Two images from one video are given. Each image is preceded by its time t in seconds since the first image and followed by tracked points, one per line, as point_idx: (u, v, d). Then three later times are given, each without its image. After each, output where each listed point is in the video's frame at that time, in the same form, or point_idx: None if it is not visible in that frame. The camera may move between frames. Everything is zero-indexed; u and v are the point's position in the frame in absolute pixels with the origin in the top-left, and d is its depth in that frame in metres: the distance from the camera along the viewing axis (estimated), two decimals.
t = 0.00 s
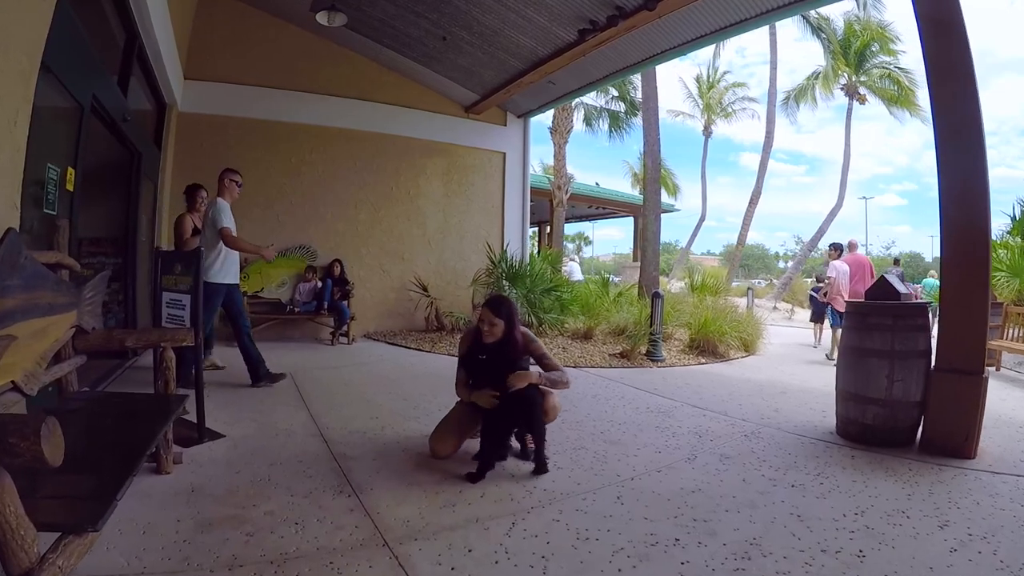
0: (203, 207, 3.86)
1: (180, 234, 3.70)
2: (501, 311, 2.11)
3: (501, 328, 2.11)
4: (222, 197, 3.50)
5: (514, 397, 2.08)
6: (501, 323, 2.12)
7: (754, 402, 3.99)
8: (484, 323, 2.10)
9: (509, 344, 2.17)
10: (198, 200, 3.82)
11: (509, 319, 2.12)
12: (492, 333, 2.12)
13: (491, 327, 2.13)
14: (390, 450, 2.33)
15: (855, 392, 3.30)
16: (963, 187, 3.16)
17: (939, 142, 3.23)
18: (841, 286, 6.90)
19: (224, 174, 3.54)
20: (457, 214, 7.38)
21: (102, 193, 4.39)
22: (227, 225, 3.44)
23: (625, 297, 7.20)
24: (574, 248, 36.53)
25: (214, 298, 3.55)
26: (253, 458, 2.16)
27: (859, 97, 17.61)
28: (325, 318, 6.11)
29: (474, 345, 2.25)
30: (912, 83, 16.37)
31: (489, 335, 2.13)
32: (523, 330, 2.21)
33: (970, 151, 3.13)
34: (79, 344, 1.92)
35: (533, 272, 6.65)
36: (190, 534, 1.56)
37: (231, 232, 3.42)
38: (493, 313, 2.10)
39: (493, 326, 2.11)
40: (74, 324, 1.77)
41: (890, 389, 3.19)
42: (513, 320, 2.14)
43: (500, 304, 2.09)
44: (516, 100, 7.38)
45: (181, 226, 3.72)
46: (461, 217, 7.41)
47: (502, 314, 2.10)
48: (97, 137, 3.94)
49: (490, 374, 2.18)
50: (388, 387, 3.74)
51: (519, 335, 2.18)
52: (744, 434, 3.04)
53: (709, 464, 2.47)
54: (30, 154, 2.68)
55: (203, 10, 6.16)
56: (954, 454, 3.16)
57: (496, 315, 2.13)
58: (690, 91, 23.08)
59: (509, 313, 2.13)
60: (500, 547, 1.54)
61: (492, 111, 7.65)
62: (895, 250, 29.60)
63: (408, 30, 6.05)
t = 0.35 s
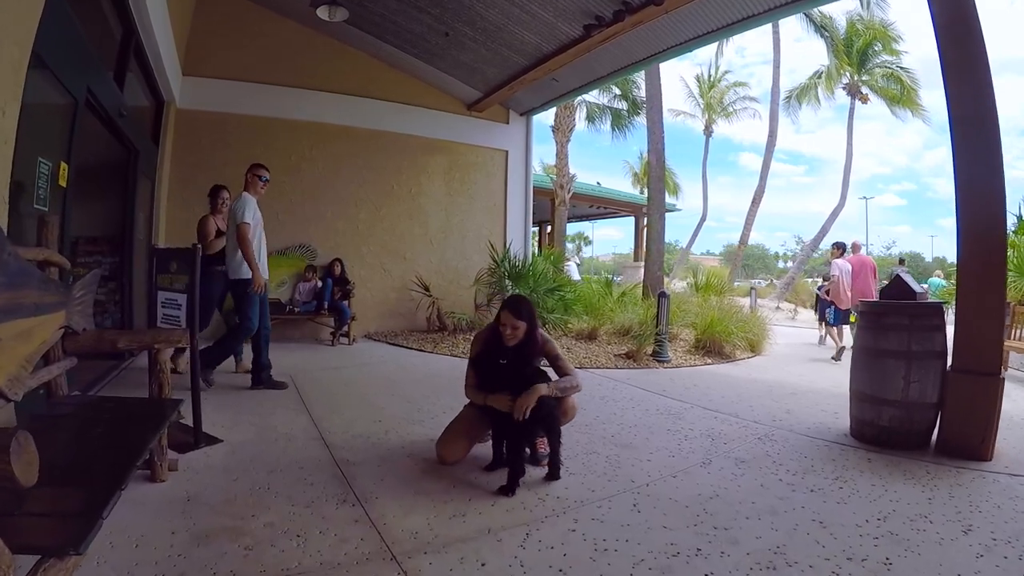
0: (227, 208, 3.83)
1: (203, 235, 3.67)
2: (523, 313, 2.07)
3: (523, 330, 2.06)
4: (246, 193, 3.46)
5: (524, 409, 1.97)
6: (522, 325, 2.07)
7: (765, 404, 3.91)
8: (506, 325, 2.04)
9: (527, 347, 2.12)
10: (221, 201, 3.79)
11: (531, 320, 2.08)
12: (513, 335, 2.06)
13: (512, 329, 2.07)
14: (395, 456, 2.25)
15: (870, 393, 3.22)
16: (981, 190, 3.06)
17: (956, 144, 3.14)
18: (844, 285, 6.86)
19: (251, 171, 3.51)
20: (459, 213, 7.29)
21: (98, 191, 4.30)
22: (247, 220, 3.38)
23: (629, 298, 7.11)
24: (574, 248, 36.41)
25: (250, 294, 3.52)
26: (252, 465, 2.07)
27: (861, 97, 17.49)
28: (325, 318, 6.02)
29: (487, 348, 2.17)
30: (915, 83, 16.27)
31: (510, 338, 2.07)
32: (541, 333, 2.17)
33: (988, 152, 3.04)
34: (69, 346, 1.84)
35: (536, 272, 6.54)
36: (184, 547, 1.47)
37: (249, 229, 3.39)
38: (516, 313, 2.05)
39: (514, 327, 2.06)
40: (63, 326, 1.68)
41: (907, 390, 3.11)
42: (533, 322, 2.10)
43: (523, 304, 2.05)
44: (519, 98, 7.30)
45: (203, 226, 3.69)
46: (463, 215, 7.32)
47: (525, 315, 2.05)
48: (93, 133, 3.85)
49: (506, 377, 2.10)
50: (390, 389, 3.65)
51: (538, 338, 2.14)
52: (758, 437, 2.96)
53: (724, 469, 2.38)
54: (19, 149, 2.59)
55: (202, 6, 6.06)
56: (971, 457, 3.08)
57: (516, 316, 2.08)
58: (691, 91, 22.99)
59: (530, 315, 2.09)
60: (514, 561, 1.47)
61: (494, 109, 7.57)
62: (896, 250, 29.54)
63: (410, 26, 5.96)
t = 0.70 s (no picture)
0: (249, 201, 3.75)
1: (223, 226, 3.59)
2: (544, 310, 1.97)
3: (541, 328, 1.96)
4: (268, 185, 3.37)
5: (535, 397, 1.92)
6: (540, 322, 1.98)
7: (775, 403, 3.83)
8: (525, 320, 1.95)
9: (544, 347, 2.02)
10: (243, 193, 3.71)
11: (551, 319, 1.98)
12: (531, 331, 1.97)
13: (530, 326, 1.98)
14: (398, 457, 2.17)
15: (884, 391, 3.12)
16: (997, 192, 2.97)
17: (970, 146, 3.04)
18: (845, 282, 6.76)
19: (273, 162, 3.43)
20: (460, 210, 7.21)
21: (94, 185, 4.21)
22: (258, 212, 3.27)
23: (632, 296, 7.02)
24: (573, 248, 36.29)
25: (285, 289, 3.40)
26: (250, 467, 1.99)
27: (863, 95, 17.31)
28: (325, 316, 5.93)
29: (502, 342, 2.08)
30: (916, 82, 16.18)
31: (528, 334, 1.98)
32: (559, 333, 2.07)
33: (1005, 150, 2.94)
34: (58, 341, 1.77)
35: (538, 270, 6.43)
36: (177, 555, 1.39)
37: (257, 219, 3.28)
38: (535, 309, 1.95)
39: (532, 324, 1.96)
40: (50, 320, 1.60)
41: (923, 387, 3.01)
42: (553, 322, 2.00)
43: (544, 300, 1.96)
44: (521, 94, 7.21)
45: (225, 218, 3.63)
46: (464, 213, 7.23)
47: (544, 312, 1.96)
48: (88, 126, 3.75)
49: (514, 375, 2.00)
50: (393, 389, 3.57)
51: (557, 339, 2.04)
52: (771, 437, 2.87)
53: (740, 469, 2.30)
54: (8, 138, 2.50)
55: None
56: (988, 455, 2.98)
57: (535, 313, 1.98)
58: (692, 89, 22.89)
59: (550, 313, 1.99)
60: (529, 568, 1.38)
61: (496, 105, 7.48)
62: (896, 251, 29.51)
63: (411, 20, 5.87)
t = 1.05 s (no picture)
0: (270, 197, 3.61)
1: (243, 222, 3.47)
2: (562, 313, 1.84)
3: (557, 332, 1.83)
4: (293, 183, 3.27)
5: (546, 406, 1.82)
6: (558, 326, 1.84)
7: (787, 402, 3.73)
8: (540, 323, 1.82)
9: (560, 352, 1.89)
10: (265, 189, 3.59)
11: (569, 323, 1.84)
12: (546, 335, 1.84)
13: (547, 329, 1.85)
14: (402, 460, 2.07)
15: (901, 390, 3.02)
16: (1017, 188, 2.85)
17: (988, 146, 2.93)
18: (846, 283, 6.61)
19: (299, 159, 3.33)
20: (461, 207, 7.11)
21: (87, 180, 4.11)
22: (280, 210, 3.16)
23: (635, 294, 6.91)
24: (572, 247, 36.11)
25: (305, 294, 3.27)
26: (246, 470, 1.89)
27: (865, 93, 17.19)
28: (324, 315, 5.82)
29: (513, 341, 1.96)
30: (919, 81, 16.09)
31: (543, 338, 1.85)
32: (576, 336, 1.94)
33: None
34: (41, 338, 1.67)
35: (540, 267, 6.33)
36: (166, 568, 1.29)
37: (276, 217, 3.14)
38: (554, 313, 1.82)
39: (548, 328, 1.83)
40: (30, 314, 1.50)
41: (941, 385, 2.91)
42: (571, 326, 1.87)
43: (561, 303, 1.82)
44: (523, 90, 7.11)
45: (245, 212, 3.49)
46: (465, 210, 7.13)
47: (561, 316, 1.83)
48: (81, 117, 3.64)
49: (522, 377, 1.89)
50: (394, 388, 3.47)
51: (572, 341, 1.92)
52: (786, 437, 2.78)
53: (758, 471, 2.21)
54: None
55: None
56: (1009, 455, 2.88)
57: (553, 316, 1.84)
58: (692, 88, 22.79)
59: (569, 318, 1.86)
60: None
61: (497, 101, 7.38)
62: (896, 251, 29.46)
63: (411, 13, 5.76)
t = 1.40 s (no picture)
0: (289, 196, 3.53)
1: (264, 224, 3.38)
2: (569, 323, 1.75)
3: (562, 342, 1.75)
4: (313, 180, 3.18)
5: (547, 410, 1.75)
6: (563, 336, 1.76)
7: (790, 403, 3.67)
8: (546, 332, 1.74)
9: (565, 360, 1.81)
10: (284, 187, 3.48)
11: (576, 334, 1.75)
12: (551, 344, 1.76)
13: (552, 338, 1.77)
14: (400, 465, 1.99)
15: (908, 390, 2.97)
16: None
17: (997, 140, 2.86)
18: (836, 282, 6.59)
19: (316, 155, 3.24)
20: (458, 205, 7.03)
21: (76, 177, 4.01)
22: (307, 212, 3.11)
23: (634, 294, 6.85)
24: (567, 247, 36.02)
25: (332, 296, 3.20)
26: (238, 477, 1.81)
27: (861, 94, 17.23)
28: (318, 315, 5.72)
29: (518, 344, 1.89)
30: (915, 81, 16.12)
31: (548, 346, 1.77)
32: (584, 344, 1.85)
33: None
34: (21, 338, 1.59)
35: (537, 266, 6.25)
36: None
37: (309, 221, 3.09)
38: (560, 323, 1.73)
39: (554, 337, 1.75)
40: (7, 311, 1.43)
41: (950, 385, 2.86)
42: (578, 336, 1.78)
43: (568, 313, 1.73)
44: (520, 87, 7.04)
45: (266, 214, 3.39)
46: (461, 208, 7.05)
47: (567, 327, 1.74)
48: (71, 111, 3.54)
49: (524, 385, 1.80)
50: (390, 390, 3.39)
51: (580, 351, 1.83)
52: (792, 439, 2.72)
53: (768, 474, 2.14)
54: None
55: None
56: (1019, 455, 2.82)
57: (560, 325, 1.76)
58: (688, 87, 22.77)
59: (576, 329, 1.77)
60: None
61: (494, 98, 7.30)
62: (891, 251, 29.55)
63: (408, 8, 5.68)
